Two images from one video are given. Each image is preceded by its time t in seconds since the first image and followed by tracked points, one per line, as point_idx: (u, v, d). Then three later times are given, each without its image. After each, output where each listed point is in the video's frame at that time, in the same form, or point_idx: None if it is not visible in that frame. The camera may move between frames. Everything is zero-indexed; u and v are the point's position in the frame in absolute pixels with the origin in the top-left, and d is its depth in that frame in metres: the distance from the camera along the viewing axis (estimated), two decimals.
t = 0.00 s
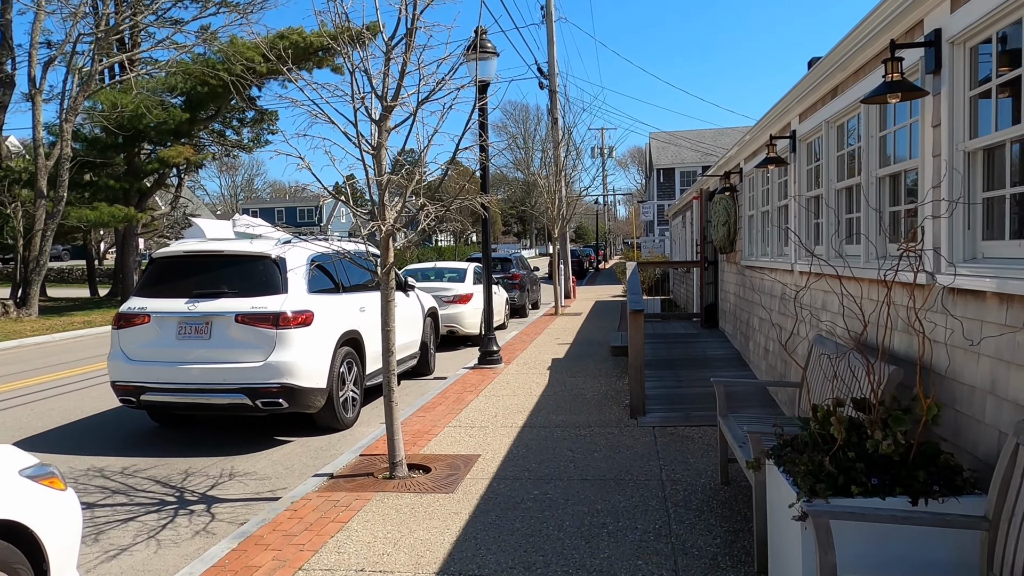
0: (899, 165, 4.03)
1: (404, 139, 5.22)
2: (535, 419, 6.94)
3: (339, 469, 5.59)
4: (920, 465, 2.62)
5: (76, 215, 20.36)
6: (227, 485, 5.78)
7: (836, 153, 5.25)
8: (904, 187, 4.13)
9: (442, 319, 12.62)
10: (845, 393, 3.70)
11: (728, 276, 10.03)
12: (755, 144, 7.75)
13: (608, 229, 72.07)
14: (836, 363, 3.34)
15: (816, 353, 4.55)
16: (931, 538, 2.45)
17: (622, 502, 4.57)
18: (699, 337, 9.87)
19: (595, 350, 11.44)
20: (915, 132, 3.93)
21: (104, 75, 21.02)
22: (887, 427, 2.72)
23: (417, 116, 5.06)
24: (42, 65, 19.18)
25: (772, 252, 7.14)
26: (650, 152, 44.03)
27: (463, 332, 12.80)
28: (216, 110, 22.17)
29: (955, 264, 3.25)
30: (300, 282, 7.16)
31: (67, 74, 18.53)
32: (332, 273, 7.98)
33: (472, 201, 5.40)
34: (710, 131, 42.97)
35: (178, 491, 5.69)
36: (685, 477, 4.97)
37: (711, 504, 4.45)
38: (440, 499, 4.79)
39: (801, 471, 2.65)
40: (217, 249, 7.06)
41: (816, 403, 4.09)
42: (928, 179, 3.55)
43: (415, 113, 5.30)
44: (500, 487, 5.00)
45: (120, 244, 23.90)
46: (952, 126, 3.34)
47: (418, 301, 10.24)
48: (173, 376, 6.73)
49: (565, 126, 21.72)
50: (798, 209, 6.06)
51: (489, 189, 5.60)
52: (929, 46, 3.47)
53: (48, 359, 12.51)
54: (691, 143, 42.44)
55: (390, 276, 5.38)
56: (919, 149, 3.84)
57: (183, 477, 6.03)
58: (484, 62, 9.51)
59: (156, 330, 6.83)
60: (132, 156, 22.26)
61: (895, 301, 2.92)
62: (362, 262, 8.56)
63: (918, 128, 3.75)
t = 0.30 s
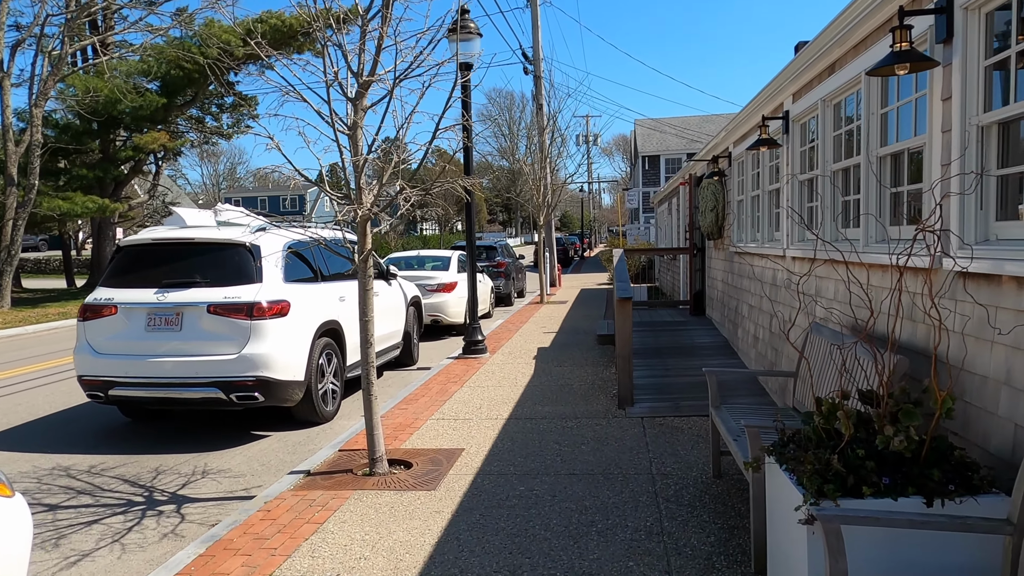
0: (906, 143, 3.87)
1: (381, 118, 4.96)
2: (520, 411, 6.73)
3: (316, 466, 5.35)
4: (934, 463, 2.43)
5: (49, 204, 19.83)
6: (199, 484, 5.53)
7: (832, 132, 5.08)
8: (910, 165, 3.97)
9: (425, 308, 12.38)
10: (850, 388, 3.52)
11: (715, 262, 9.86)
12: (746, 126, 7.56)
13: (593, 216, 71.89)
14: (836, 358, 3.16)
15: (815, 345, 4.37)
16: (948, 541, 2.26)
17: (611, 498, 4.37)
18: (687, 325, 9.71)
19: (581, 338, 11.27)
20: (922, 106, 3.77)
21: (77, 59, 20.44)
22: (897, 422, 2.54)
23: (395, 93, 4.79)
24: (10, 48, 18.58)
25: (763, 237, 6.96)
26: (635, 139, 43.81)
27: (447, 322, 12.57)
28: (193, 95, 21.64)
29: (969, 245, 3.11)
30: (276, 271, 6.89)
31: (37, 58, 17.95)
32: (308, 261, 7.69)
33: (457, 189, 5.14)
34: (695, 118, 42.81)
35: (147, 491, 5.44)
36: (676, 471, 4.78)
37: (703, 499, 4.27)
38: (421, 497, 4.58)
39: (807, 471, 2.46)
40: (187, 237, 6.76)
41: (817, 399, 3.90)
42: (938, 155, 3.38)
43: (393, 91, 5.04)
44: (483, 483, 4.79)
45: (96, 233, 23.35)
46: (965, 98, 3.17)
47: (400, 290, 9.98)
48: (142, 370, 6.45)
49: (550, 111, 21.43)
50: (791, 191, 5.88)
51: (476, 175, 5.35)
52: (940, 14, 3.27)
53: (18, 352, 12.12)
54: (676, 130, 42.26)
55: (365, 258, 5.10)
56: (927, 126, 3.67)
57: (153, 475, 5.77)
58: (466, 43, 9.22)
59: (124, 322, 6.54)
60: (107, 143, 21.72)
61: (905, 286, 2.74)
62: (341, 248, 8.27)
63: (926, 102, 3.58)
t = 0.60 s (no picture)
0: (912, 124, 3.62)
1: (353, 98, 4.64)
2: (504, 408, 6.47)
3: (287, 470, 5.05)
4: (958, 474, 2.18)
5: (20, 195, 19.26)
6: (163, 489, 5.21)
7: (829, 115, 4.84)
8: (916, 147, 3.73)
9: (407, 300, 12.08)
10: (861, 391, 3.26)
11: (703, 253, 9.63)
12: (736, 111, 7.30)
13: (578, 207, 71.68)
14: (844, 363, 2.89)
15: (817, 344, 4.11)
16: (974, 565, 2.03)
17: (600, 503, 4.12)
18: (675, 317, 9.48)
19: (567, 331, 11.02)
20: (929, 84, 3.53)
21: (47, 45, 19.82)
22: (914, 427, 2.29)
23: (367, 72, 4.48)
24: None
25: (754, 226, 6.71)
26: (621, 129, 43.56)
27: (429, 314, 12.28)
28: (169, 83, 21.08)
29: (988, 233, 2.86)
30: (246, 263, 6.55)
31: (5, 44, 17.36)
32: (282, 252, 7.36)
33: (435, 175, 4.85)
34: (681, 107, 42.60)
35: (107, 498, 5.11)
36: (667, 472, 4.54)
37: (696, 504, 4.02)
38: (396, 504, 4.30)
39: (816, 484, 2.20)
40: (151, 227, 6.39)
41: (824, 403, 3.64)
42: (950, 134, 3.13)
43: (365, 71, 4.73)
44: (464, 487, 4.52)
45: (70, 225, 22.77)
46: (982, 72, 2.90)
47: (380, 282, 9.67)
48: (104, 368, 6.11)
49: (535, 100, 21.10)
50: (785, 178, 5.64)
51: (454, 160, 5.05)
52: None
53: None
54: (661, 120, 42.07)
55: (337, 248, 4.78)
56: (937, 104, 3.42)
57: (114, 480, 5.45)
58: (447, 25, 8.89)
59: (84, 318, 6.20)
60: (80, 132, 21.12)
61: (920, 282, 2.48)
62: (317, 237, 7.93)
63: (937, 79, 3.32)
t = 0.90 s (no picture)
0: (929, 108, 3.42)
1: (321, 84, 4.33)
2: (488, 411, 6.20)
3: (257, 479, 4.76)
4: (997, 498, 1.95)
5: None
6: (127, 499, 4.86)
7: (833, 102, 4.64)
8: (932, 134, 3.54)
9: (389, 297, 11.77)
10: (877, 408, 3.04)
11: (692, 248, 9.42)
12: (730, 101, 7.07)
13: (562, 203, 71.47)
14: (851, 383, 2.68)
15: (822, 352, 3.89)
16: None
17: (592, 515, 3.87)
18: (663, 314, 9.26)
19: (552, 328, 10.77)
20: (949, 64, 3.33)
21: (16, 36, 19.21)
22: (946, 443, 2.07)
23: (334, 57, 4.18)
24: None
25: (747, 220, 6.51)
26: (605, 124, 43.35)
27: (412, 312, 11.99)
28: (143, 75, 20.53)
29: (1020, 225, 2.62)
30: (215, 261, 6.23)
31: None
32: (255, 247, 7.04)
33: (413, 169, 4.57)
34: (665, 102, 42.49)
35: (66, 510, 4.75)
36: (661, 480, 4.30)
37: (693, 516, 3.78)
38: (374, 516, 4.03)
39: (839, 510, 1.99)
40: (114, 222, 6.03)
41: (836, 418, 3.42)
42: (972, 118, 2.92)
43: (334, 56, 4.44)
44: (445, 497, 4.26)
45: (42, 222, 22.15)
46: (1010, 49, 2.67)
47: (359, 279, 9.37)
48: (65, 372, 5.77)
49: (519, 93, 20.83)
50: (782, 170, 5.44)
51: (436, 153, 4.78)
52: None
53: None
54: (646, 115, 41.92)
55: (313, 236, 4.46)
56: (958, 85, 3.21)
57: (75, 490, 5.13)
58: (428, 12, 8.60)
59: (44, 318, 5.85)
60: (52, 125, 20.50)
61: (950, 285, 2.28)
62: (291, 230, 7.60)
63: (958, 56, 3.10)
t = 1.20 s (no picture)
0: (949, 92, 3.20)
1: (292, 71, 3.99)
2: (473, 419, 5.90)
3: (225, 499, 4.42)
4: None
5: None
6: (83, 522, 4.48)
7: (834, 91, 4.37)
8: (949, 121, 3.34)
9: (369, 299, 11.42)
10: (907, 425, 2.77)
11: (680, 247, 9.18)
12: (718, 94, 6.81)
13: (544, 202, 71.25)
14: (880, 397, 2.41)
15: (830, 360, 3.62)
16: None
17: (587, 537, 3.58)
18: (651, 314, 9.01)
19: (537, 330, 10.49)
20: (970, 44, 3.12)
21: None
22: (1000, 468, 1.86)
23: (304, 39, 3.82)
24: None
25: (738, 217, 6.25)
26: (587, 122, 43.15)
27: (393, 314, 11.65)
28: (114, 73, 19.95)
29: None
30: (182, 262, 5.85)
31: None
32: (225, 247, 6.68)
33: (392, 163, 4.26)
34: (647, 100, 42.39)
35: (15, 534, 4.36)
36: (659, 496, 4.03)
37: (697, 537, 3.51)
38: (350, 540, 3.71)
39: (886, 552, 1.80)
40: (75, 221, 5.63)
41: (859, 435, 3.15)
42: (1002, 101, 2.69)
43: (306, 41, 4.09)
44: (428, 517, 3.95)
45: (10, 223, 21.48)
46: None
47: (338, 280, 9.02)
48: (19, 382, 5.35)
49: (501, 90, 20.54)
50: (778, 164, 5.19)
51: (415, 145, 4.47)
52: None
53: None
54: (627, 113, 41.77)
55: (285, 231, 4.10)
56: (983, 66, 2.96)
57: (28, 511, 4.75)
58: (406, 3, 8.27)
59: None
60: (19, 124, 19.86)
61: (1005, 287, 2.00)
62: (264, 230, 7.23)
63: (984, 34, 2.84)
